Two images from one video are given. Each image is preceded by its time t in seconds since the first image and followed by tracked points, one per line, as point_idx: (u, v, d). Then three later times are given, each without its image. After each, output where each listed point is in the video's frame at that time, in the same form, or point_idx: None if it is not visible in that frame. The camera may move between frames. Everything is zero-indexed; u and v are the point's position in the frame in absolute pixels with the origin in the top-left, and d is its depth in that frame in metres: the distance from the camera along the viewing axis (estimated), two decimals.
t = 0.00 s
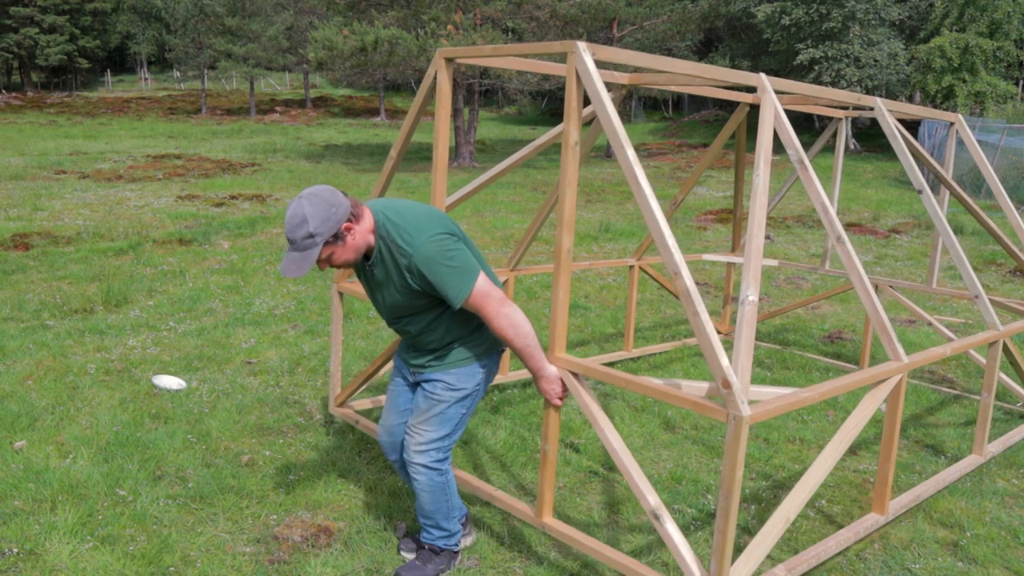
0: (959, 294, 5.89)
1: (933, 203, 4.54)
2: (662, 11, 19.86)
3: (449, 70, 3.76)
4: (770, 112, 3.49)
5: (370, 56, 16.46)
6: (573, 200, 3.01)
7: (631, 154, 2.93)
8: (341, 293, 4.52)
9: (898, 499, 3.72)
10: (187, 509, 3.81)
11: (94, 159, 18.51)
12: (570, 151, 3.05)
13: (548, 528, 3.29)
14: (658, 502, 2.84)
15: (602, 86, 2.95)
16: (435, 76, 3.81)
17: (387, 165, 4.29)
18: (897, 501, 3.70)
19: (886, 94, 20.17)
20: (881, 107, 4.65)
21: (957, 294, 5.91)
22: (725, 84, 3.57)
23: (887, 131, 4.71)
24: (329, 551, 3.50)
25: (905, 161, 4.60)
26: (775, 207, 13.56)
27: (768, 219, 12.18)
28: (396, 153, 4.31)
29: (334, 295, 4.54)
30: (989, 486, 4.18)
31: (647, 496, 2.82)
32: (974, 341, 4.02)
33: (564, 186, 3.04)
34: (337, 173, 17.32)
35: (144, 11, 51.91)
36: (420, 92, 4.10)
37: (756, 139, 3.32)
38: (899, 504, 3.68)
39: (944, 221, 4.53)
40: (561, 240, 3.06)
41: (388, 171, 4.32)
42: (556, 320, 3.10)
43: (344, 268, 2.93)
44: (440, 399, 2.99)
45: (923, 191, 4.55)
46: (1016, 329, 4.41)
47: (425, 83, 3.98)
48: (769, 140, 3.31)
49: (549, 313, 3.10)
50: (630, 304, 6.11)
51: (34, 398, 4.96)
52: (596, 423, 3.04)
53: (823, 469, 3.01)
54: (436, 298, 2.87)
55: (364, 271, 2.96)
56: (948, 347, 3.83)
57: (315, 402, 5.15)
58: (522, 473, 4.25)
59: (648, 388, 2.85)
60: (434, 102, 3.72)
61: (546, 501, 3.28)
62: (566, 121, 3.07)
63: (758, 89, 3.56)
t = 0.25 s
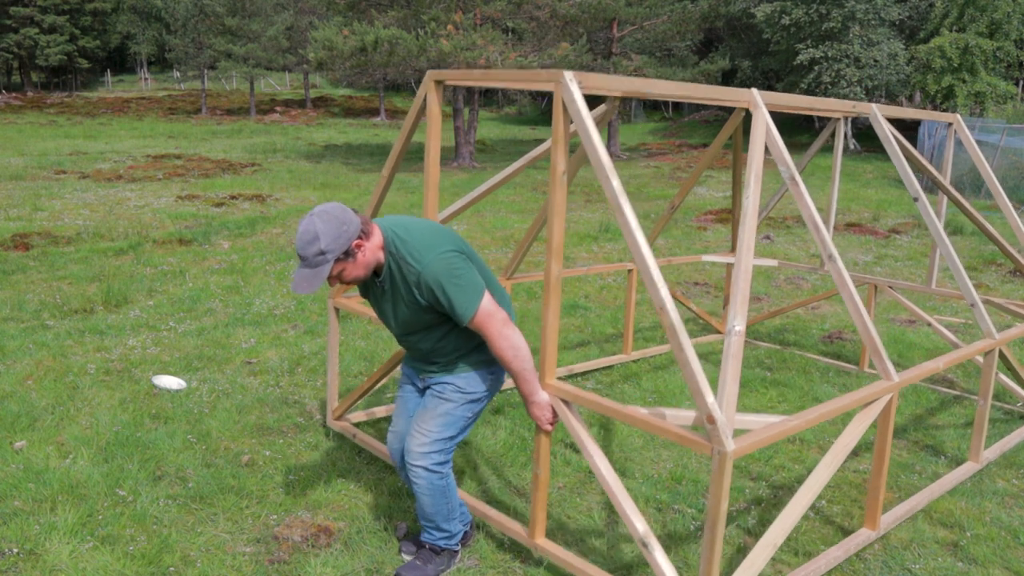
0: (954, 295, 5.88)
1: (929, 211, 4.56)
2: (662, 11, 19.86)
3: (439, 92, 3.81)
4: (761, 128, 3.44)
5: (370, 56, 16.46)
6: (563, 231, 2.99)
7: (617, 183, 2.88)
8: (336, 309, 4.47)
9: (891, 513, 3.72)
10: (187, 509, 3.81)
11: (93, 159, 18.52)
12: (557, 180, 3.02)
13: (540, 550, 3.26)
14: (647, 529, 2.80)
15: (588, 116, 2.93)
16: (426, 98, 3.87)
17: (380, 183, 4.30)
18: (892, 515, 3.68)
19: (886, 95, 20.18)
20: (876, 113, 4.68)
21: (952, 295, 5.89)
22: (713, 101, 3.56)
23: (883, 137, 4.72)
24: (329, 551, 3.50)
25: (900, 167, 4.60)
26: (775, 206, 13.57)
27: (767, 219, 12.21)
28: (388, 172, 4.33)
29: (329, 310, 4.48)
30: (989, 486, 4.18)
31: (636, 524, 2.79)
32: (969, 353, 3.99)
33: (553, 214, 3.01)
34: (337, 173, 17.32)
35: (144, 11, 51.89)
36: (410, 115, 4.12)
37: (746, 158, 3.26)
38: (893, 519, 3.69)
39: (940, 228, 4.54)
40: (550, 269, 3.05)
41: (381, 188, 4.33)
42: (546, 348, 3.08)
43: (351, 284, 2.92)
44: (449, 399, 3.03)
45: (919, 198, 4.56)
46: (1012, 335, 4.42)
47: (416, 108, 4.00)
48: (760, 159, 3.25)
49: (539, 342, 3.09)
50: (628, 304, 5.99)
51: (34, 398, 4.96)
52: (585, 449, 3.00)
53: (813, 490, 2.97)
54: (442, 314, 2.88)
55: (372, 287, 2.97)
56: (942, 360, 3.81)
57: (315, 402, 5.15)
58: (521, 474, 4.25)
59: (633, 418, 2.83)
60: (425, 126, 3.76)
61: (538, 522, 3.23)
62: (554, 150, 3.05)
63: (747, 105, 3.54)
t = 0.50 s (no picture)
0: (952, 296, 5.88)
1: (925, 217, 4.55)
2: (662, 11, 19.86)
3: (427, 116, 3.81)
4: (754, 145, 3.41)
5: (370, 56, 16.46)
6: (553, 259, 3.01)
7: (607, 213, 2.89)
8: (334, 329, 4.40)
9: (888, 526, 3.72)
10: (187, 509, 3.81)
11: (94, 159, 18.52)
12: (547, 209, 3.03)
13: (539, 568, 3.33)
14: (643, 554, 2.83)
15: (575, 147, 2.93)
16: (415, 123, 3.86)
17: (370, 208, 4.14)
18: (889, 528, 3.70)
19: (886, 95, 20.17)
20: (871, 118, 4.68)
21: (950, 296, 5.89)
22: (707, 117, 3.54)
23: (878, 142, 4.71)
24: (329, 551, 3.50)
25: (896, 173, 4.59)
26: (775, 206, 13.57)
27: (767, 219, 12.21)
28: (378, 195, 4.18)
29: (327, 329, 4.41)
30: (989, 486, 4.18)
31: (633, 549, 2.83)
32: (965, 363, 3.97)
33: (544, 242, 3.02)
34: (337, 173, 17.32)
35: (144, 11, 51.85)
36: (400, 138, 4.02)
37: (739, 179, 3.24)
38: (890, 530, 3.70)
39: (936, 235, 4.54)
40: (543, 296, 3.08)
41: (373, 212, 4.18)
42: (540, 374, 3.09)
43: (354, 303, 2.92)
44: (449, 405, 3.04)
45: (915, 206, 4.55)
46: (1009, 341, 4.41)
47: (404, 134, 3.96)
48: (752, 179, 3.23)
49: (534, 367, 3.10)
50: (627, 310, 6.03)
51: (34, 398, 4.96)
52: (579, 473, 3.03)
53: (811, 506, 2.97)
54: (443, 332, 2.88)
55: (374, 304, 2.97)
56: (939, 371, 3.80)
57: (316, 402, 5.15)
58: (521, 475, 4.25)
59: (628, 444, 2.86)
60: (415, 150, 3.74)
61: (538, 544, 3.30)
62: (543, 179, 3.04)
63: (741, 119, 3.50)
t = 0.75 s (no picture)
0: (951, 296, 5.87)
1: (926, 218, 4.54)
2: (662, 11, 19.86)
3: (427, 116, 3.81)
4: (755, 144, 3.41)
5: (370, 56, 16.46)
6: (553, 259, 3.00)
7: (606, 213, 2.89)
8: (334, 329, 4.40)
9: (888, 526, 3.72)
10: (187, 509, 3.81)
11: (94, 159, 18.51)
12: (547, 209, 3.03)
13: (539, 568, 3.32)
14: (643, 553, 2.84)
15: (575, 147, 2.94)
16: (414, 123, 3.86)
17: (370, 208, 4.14)
18: (889, 529, 3.70)
19: (886, 95, 20.17)
20: (871, 118, 4.68)
21: (950, 296, 5.88)
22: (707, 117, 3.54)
23: (878, 142, 4.71)
24: (329, 551, 3.50)
25: (896, 173, 4.59)
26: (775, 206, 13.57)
27: (767, 219, 12.21)
28: (378, 195, 4.17)
29: (327, 329, 4.41)
30: (989, 486, 4.18)
31: (633, 548, 2.83)
32: (964, 363, 3.97)
33: (544, 242, 3.02)
34: (337, 173, 17.32)
35: (144, 11, 51.81)
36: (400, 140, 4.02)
37: (739, 178, 3.24)
38: (890, 530, 3.69)
39: (936, 236, 4.54)
40: (542, 296, 3.07)
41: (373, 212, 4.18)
42: (540, 374, 3.08)
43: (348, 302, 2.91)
44: (441, 404, 3.02)
45: (915, 206, 4.54)
46: (1009, 341, 4.41)
47: (404, 134, 3.96)
48: (752, 179, 3.23)
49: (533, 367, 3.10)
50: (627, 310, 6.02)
51: (34, 398, 4.96)
52: (579, 473, 3.03)
53: (811, 507, 2.96)
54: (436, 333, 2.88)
55: (368, 304, 2.96)
56: (938, 371, 3.80)
57: (315, 402, 5.15)
58: (521, 474, 4.25)
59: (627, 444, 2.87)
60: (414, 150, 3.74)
61: (537, 543, 3.30)
62: (543, 179, 3.04)
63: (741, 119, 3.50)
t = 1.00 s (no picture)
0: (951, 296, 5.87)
1: (926, 218, 4.54)
2: (662, 11, 19.86)
3: (427, 116, 3.81)
4: (754, 144, 3.41)
5: (370, 56, 16.46)
6: (553, 259, 3.00)
7: (606, 213, 2.89)
8: (333, 328, 4.41)
9: (888, 526, 3.72)
10: (187, 509, 3.81)
11: (94, 159, 18.51)
12: (547, 209, 3.03)
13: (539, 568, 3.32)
14: (643, 553, 2.84)
15: (575, 147, 2.94)
16: (415, 122, 3.85)
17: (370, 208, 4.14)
18: (889, 529, 3.69)
19: (886, 95, 20.16)
20: (871, 118, 4.68)
21: (950, 296, 5.89)
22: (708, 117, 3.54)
23: (878, 142, 4.70)
24: (329, 551, 3.50)
25: (896, 174, 4.59)
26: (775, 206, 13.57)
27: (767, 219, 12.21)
28: (378, 195, 4.18)
29: (327, 328, 4.41)
30: (989, 486, 4.18)
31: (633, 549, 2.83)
32: (964, 363, 3.97)
33: (544, 242, 3.02)
34: (337, 173, 17.32)
35: (144, 11, 51.82)
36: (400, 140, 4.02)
37: (739, 178, 3.24)
38: (890, 530, 3.69)
39: (937, 237, 4.53)
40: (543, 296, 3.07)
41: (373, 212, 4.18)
42: (540, 375, 3.08)
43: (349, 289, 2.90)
44: (436, 400, 3.02)
45: (915, 206, 4.54)
46: (1010, 341, 4.41)
47: (404, 133, 3.95)
48: (752, 179, 3.23)
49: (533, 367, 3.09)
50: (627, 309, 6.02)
51: (34, 398, 4.96)
52: (579, 473, 3.03)
53: (811, 506, 2.96)
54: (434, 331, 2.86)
55: (368, 293, 2.94)
56: (937, 371, 3.80)
57: (315, 402, 5.15)
58: (522, 474, 4.25)
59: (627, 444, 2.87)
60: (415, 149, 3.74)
61: (537, 543, 3.30)
62: (543, 180, 3.04)
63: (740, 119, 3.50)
